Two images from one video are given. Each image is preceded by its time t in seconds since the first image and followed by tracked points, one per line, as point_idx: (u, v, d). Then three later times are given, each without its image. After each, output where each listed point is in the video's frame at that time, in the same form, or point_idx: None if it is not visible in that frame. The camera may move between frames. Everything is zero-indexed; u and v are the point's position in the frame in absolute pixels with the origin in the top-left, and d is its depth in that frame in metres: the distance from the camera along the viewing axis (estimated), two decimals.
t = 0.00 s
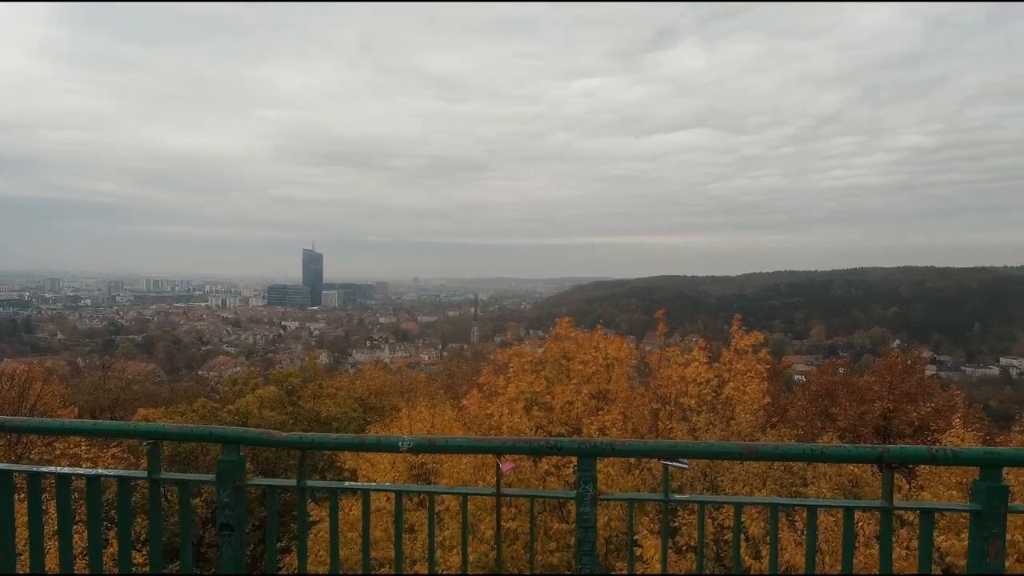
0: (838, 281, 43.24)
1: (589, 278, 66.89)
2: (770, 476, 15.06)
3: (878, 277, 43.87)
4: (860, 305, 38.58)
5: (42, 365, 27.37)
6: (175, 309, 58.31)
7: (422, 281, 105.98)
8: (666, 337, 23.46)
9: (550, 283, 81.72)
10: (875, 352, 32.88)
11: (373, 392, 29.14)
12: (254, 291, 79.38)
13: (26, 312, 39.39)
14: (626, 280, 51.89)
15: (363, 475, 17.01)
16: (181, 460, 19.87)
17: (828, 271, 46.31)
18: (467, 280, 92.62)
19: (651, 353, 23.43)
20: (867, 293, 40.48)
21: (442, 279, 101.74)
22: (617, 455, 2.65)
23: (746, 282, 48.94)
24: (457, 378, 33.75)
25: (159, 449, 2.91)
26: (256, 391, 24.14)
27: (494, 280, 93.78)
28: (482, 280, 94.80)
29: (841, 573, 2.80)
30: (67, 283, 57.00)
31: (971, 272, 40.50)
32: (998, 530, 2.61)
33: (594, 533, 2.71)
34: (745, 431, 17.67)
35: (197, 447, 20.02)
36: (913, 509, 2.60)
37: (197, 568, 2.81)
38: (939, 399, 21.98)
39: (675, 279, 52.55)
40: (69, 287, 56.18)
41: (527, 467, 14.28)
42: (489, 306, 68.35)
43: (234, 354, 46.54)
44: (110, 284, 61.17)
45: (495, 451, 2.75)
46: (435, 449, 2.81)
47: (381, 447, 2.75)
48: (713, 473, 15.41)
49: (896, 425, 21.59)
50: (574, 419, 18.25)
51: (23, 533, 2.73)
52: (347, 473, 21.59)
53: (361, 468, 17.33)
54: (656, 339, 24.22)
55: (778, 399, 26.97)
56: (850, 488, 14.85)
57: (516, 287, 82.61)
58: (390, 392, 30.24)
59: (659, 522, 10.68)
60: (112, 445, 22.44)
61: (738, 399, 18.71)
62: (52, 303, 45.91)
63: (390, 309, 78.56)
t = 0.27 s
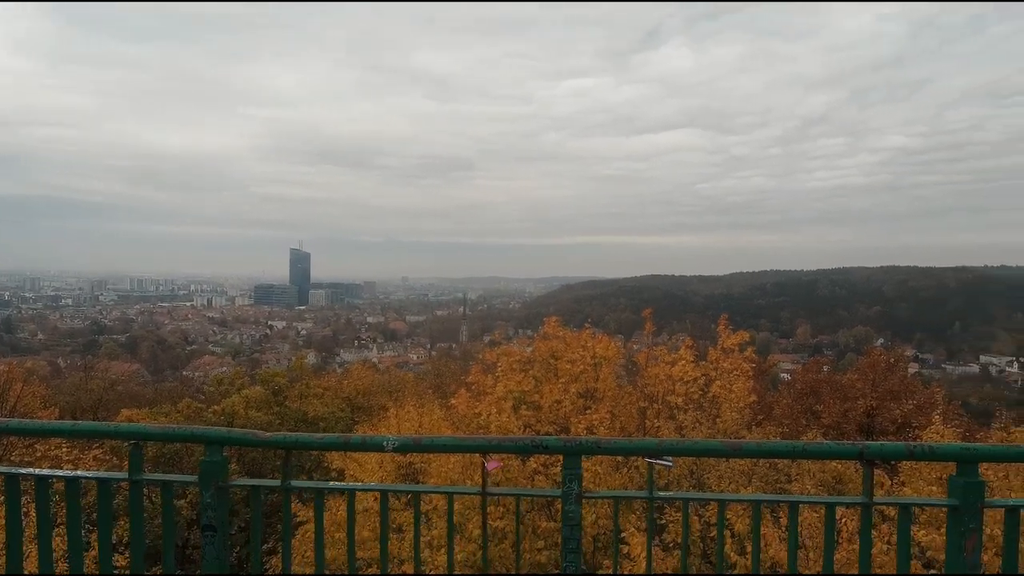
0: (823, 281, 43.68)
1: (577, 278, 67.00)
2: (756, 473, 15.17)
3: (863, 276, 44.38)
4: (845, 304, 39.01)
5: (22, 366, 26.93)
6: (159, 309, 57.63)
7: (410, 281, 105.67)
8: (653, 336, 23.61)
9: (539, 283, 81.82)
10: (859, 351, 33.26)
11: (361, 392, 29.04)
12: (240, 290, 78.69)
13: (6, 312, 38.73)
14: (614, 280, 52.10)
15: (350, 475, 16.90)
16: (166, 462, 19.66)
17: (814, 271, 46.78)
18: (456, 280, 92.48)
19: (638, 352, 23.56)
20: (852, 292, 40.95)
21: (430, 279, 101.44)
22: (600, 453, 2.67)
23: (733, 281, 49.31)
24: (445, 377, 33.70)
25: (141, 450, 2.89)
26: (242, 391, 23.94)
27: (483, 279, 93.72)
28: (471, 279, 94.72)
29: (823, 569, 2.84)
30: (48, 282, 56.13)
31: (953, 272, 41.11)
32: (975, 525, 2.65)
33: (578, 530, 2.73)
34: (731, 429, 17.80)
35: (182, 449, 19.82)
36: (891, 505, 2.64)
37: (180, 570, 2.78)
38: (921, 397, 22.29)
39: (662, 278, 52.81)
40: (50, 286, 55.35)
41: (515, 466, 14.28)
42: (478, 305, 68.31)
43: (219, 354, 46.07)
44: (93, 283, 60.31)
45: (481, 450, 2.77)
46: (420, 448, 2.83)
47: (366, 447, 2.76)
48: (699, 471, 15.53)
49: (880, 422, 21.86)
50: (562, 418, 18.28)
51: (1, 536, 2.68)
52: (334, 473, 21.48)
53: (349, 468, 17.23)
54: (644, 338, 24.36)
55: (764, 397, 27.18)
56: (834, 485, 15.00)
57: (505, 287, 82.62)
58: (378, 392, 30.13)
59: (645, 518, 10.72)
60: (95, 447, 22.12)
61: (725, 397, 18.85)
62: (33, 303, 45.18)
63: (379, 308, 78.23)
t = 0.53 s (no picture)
0: (807, 279, 44.22)
1: (564, 277, 67.24)
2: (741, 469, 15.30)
3: (846, 275, 44.93)
4: (828, 303, 39.51)
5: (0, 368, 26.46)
6: (142, 309, 56.93)
7: (398, 280, 105.38)
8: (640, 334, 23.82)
9: (527, 282, 81.95)
10: (842, 348, 33.70)
11: (349, 392, 28.97)
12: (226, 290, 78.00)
13: None
14: (601, 279, 52.32)
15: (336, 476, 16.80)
16: (149, 464, 19.44)
17: (798, 270, 47.30)
18: (443, 279, 92.30)
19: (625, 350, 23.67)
20: (835, 291, 41.45)
21: (418, 278, 101.13)
22: (588, 450, 2.68)
23: (719, 280, 49.72)
24: (433, 376, 33.67)
25: (120, 452, 2.85)
26: (227, 392, 23.73)
27: (471, 278, 93.64)
28: (459, 279, 94.61)
29: (804, 564, 2.87)
30: (28, 282, 55.20)
31: (934, 271, 41.75)
32: (951, 519, 2.70)
33: (563, 529, 2.73)
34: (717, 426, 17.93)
35: (166, 450, 19.62)
36: (870, 500, 2.67)
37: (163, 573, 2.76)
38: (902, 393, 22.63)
39: (649, 277, 53.07)
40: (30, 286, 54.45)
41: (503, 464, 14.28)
42: (465, 304, 68.29)
43: (204, 355, 45.60)
44: (74, 283, 59.45)
45: (468, 449, 2.77)
46: (404, 447, 2.82)
47: (351, 447, 2.77)
48: (685, 467, 15.63)
49: (861, 418, 22.19)
50: (550, 416, 18.31)
51: None
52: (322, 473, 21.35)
53: (336, 468, 17.12)
54: (631, 337, 24.52)
55: (749, 394, 27.44)
56: (818, 481, 15.19)
57: (493, 286, 82.66)
58: (366, 392, 30.07)
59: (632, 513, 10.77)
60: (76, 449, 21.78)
61: (711, 395, 19.01)
62: (12, 304, 44.42)
63: (366, 308, 77.95)
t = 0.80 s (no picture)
0: (791, 278, 44.68)
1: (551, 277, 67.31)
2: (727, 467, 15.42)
3: (829, 274, 45.48)
4: (812, 301, 39.96)
5: None
6: (124, 309, 56.06)
7: (384, 280, 104.89)
8: (626, 333, 23.93)
9: (515, 281, 81.97)
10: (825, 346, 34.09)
11: (335, 393, 28.82)
12: (209, 290, 77.07)
13: None
14: (589, 279, 52.43)
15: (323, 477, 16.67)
16: (131, 466, 19.17)
17: (782, 269, 47.80)
18: (430, 279, 92.01)
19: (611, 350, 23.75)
20: (818, 290, 41.94)
21: (405, 277, 100.72)
22: (571, 450, 2.69)
23: (705, 279, 50.04)
24: (420, 376, 33.56)
25: (97, 454, 2.82)
26: (211, 393, 23.46)
27: (458, 277, 93.43)
28: (445, 278, 94.37)
29: (785, 560, 2.90)
30: (5, 283, 54.13)
31: (914, 270, 42.42)
32: (927, 513, 2.74)
33: (547, 527, 2.74)
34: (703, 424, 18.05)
35: (148, 453, 19.34)
36: (849, 496, 2.70)
37: None
38: (883, 390, 22.97)
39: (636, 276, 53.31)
40: (7, 287, 53.45)
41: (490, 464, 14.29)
42: (453, 304, 68.17)
43: (187, 356, 45.02)
44: (53, 283, 58.34)
45: (451, 449, 2.78)
46: (388, 448, 2.83)
47: (334, 449, 2.77)
48: (671, 465, 15.71)
49: (844, 415, 22.49)
50: (537, 415, 18.33)
51: None
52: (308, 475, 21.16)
53: (322, 470, 16.97)
54: (617, 336, 24.61)
55: (734, 392, 27.67)
56: (801, 477, 15.38)
57: (481, 285, 82.59)
58: (352, 392, 29.90)
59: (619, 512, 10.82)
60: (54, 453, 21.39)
61: (697, 393, 19.15)
62: None
63: (352, 308, 77.48)
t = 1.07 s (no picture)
0: (775, 278, 45.17)
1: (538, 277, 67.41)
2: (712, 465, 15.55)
3: (812, 274, 46.03)
4: (796, 301, 40.44)
5: None
6: (104, 310, 55.15)
7: (370, 280, 104.41)
8: (612, 333, 24.07)
9: (502, 281, 81.97)
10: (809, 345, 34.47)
11: (320, 394, 28.67)
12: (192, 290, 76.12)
13: None
14: (575, 279, 52.56)
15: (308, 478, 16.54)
16: (112, 470, 18.88)
17: (766, 269, 48.26)
18: (417, 279, 91.66)
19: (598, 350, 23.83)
20: (802, 290, 42.42)
21: (391, 277, 100.25)
22: (554, 450, 2.69)
23: (690, 279, 50.40)
24: (406, 377, 33.46)
25: (74, 458, 2.77)
26: (194, 395, 23.16)
27: (444, 277, 93.25)
28: (432, 279, 94.13)
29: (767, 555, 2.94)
30: None
31: (895, 270, 43.08)
32: (903, 508, 2.78)
33: (531, 527, 2.74)
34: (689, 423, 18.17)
35: (130, 456, 19.06)
36: (828, 492, 2.75)
37: None
38: (865, 388, 23.30)
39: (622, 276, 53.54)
40: None
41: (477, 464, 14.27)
42: (440, 304, 67.98)
43: (170, 357, 44.41)
44: (30, 284, 57.23)
45: (435, 449, 2.77)
46: (371, 449, 2.82)
47: (317, 450, 2.76)
48: (657, 464, 15.80)
49: (826, 413, 22.80)
50: (524, 415, 18.35)
51: None
52: (294, 477, 20.97)
53: (307, 472, 16.81)
54: (604, 336, 24.73)
55: (719, 391, 27.88)
56: (783, 474, 15.57)
57: (468, 286, 82.51)
58: (338, 393, 29.74)
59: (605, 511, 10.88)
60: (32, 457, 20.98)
61: (682, 392, 19.29)
62: None
63: (338, 308, 77.01)
